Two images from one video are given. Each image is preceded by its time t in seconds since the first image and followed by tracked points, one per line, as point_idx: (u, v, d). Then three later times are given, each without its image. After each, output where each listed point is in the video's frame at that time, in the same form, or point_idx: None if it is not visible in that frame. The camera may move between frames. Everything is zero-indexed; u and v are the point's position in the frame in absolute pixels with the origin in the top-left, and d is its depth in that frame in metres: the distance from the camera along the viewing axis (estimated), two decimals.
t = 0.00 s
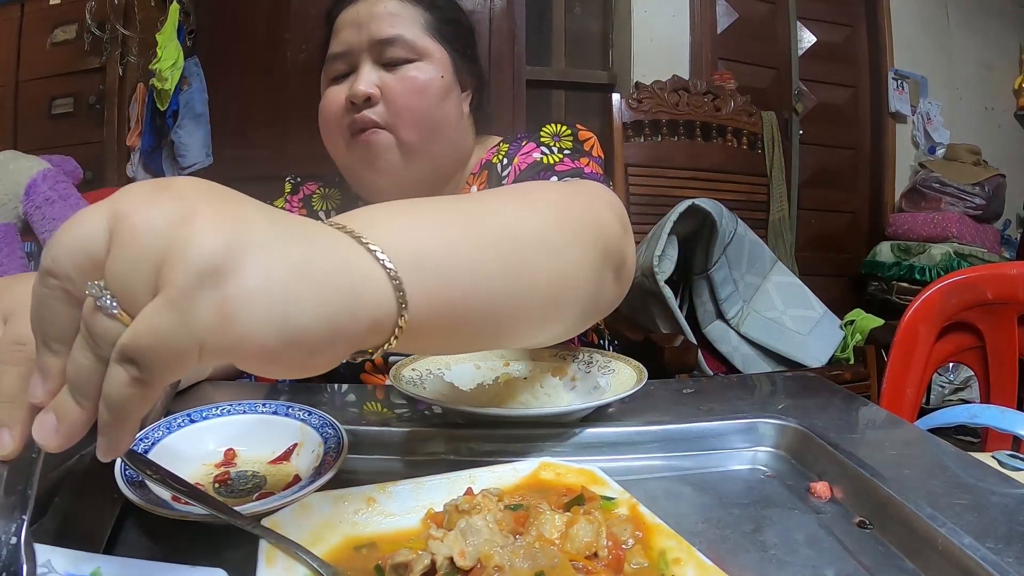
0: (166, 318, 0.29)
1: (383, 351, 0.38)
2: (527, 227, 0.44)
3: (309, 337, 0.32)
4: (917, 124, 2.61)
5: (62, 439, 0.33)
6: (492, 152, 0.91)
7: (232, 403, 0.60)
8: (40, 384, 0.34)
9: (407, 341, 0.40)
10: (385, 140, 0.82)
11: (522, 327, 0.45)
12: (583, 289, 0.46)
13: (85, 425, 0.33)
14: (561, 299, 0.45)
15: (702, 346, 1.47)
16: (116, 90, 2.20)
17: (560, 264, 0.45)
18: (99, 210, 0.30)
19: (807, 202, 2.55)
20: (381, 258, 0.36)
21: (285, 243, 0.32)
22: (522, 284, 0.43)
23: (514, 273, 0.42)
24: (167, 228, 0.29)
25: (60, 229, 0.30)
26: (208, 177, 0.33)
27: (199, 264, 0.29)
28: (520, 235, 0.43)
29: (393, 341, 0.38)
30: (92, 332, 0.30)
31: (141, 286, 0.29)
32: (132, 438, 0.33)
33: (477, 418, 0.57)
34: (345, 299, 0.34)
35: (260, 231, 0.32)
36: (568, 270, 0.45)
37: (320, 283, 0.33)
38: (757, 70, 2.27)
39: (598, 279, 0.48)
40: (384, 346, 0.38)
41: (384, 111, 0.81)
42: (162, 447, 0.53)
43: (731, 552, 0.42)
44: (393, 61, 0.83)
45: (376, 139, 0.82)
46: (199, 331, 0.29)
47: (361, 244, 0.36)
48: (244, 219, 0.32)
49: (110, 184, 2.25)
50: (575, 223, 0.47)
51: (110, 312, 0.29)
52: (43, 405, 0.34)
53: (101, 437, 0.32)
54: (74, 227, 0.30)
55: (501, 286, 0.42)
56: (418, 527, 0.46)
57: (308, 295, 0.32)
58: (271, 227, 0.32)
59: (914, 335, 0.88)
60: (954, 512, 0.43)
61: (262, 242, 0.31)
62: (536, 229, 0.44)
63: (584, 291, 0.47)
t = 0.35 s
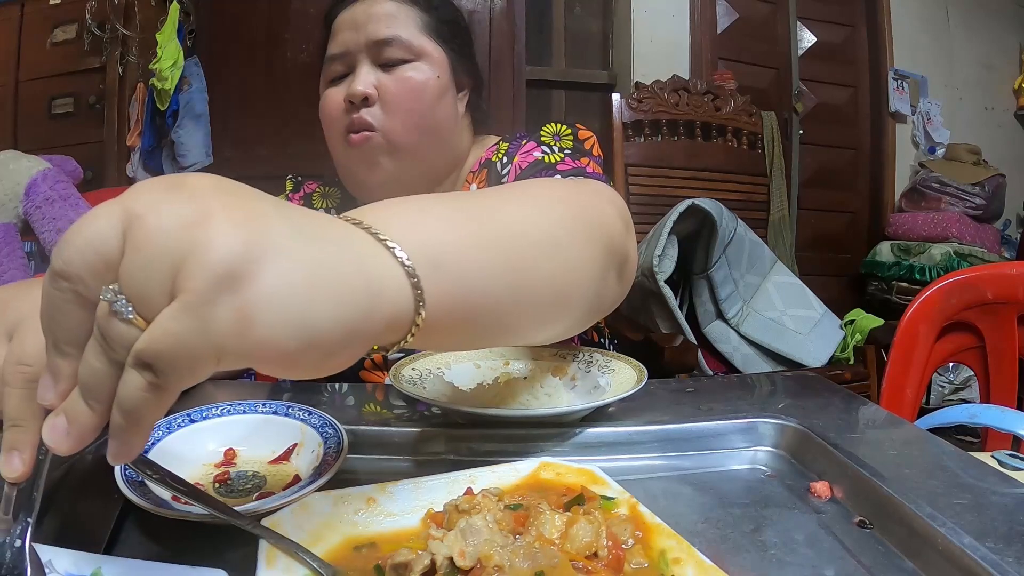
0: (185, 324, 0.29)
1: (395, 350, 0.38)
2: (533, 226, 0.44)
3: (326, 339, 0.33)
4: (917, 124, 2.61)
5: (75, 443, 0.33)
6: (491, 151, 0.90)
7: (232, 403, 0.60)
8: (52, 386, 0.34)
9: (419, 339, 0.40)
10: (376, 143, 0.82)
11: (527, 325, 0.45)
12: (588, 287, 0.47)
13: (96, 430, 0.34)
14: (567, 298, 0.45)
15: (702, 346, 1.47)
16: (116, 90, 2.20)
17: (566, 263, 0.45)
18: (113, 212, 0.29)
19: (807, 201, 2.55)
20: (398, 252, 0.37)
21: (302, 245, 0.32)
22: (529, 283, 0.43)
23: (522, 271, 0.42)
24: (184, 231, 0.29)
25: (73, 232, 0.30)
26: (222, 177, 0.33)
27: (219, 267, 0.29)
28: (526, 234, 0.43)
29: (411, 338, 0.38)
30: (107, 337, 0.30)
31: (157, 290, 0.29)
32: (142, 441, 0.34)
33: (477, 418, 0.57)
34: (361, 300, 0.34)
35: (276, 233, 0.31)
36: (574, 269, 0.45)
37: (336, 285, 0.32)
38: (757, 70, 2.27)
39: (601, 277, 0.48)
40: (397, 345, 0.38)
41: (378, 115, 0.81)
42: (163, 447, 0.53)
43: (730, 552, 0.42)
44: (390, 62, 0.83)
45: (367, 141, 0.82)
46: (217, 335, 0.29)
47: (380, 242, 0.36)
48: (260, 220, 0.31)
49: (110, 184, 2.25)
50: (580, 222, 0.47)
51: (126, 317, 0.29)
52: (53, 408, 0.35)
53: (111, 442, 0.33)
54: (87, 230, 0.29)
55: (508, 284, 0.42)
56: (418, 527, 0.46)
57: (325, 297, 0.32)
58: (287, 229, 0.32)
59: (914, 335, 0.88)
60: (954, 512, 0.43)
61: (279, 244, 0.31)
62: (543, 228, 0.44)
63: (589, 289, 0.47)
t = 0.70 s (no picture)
0: (164, 303, 0.29)
1: (381, 340, 0.38)
2: (523, 223, 0.44)
3: (308, 323, 0.32)
4: (917, 124, 2.61)
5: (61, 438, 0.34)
6: (486, 152, 0.90)
7: (232, 404, 0.60)
8: (37, 384, 0.35)
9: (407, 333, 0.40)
10: (378, 134, 0.81)
11: (517, 321, 0.45)
12: (577, 282, 0.47)
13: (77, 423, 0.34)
14: (556, 292, 0.45)
15: (702, 346, 1.47)
16: (115, 90, 2.20)
17: (554, 258, 0.45)
18: (96, 202, 0.30)
19: (807, 201, 2.55)
20: (380, 249, 0.37)
21: (282, 232, 0.33)
22: (518, 277, 0.43)
23: (511, 265, 0.42)
24: (162, 218, 0.30)
25: (57, 222, 0.31)
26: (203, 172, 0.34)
27: (195, 250, 0.29)
28: (515, 230, 0.43)
29: (390, 330, 0.38)
30: (87, 321, 0.31)
31: (136, 273, 0.29)
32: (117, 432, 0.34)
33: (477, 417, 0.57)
34: (344, 286, 0.34)
35: (257, 219, 0.32)
36: (564, 263, 0.45)
37: (318, 270, 0.33)
38: (757, 70, 2.27)
39: (590, 273, 0.48)
40: (382, 336, 0.38)
41: (382, 109, 0.81)
42: (164, 447, 0.53)
43: (731, 552, 0.42)
44: (388, 64, 0.83)
45: (369, 132, 0.81)
46: (197, 316, 0.29)
47: (360, 236, 0.36)
48: (241, 208, 0.32)
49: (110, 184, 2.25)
50: (567, 218, 0.47)
51: (104, 299, 0.30)
52: (40, 404, 0.35)
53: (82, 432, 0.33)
54: (72, 221, 0.31)
55: (498, 279, 0.42)
56: (418, 527, 0.46)
57: (306, 280, 0.32)
58: (268, 216, 0.33)
59: (914, 335, 0.88)
60: (954, 512, 0.43)
61: (259, 230, 0.32)
62: (530, 223, 0.45)
63: (578, 285, 0.47)
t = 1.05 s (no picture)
0: (180, 306, 0.28)
1: (392, 342, 0.38)
2: (529, 223, 0.44)
3: (322, 325, 0.33)
4: (917, 124, 2.61)
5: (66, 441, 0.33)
6: (488, 152, 0.90)
7: (232, 404, 0.60)
8: (44, 386, 0.34)
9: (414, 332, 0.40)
10: (381, 133, 0.82)
11: (523, 320, 0.45)
12: (581, 283, 0.47)
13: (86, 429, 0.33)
14: (561, 292, 0.46)
15: (703, 346, 1.47)
16: (115, 90, 2.20)
17: (562, 257, 0.45)
18: (102, 201, 0.29)
19: (807, 201, 2.55)
20: (398, 247, 0.37)
21: (297, 232, 0.32)
22: (524, 276, 0.43)
23: (518, 265, 0.43)
24: (174, 216, 0.29)
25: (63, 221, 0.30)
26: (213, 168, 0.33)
27: (211, 252, 0.29)
28: (523, 229, 0.44)
29: (406, 331, 0.38)
30: (96, 324, 0.30)
31: (147, 274, 0.29)
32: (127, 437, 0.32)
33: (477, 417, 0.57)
34: (359, 285, 0.34)
35: (270, 219, 0.32)
36: (569, 263, 0.45)
37: (333, 270, 0.33)
38: (757, 70, 2.27)
39: (593, 274, 0.48)
40: (393, 338, 0.38)
41: (384, 107, 0.81)
42: (164, 448, 0.53)
43: (731, 552, 0.42)
44: (389, 64, 0.83)
45: (370, 131, 0.82)
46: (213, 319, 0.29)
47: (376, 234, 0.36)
48: (253, 206, 0.31)
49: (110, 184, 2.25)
50: (572, 217, 0.47)
51: (116, 303, 0.29)
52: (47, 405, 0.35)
53: (91, 435, 0.31)
54: (78, 220, 0.29)
55: (506, 280, 0.42)
56: (418, 527, 0.46)
57: (322, 281, 0.32)
58: (281, 215, 0.32)
59: (914, 335, 0.88)
60: (954, 512, 0.43)
61: (273, 230, 0.31)
62: (536, 223, 0.45)
63: (581, 286, 0.47)
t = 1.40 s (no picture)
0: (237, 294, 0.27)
1: (423, 338, 0.38)
2: (560, 223, 0.44)
3: (371, 325, 0.32)
4: (917, 124, 2.62)
5: (36, 392, 0.32)
6: (491, 151, 0.90)
7: (233, 404, 0.60)
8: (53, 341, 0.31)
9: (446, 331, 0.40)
10: (384, 135, 0.82)
11: (545, 320, 0.44)
12: (605, 288, 0.47)
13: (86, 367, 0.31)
14: (586, 294, 0.45)
15: (703, 347, 1.47)
16: (115, 90, 2.20)
17: (589, 259, 0.45)
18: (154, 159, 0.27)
19: (807, 202, 2.55)
20: (431, 238, 0.36)
21: (353, 225, 0.31)
22: (554, 278, 0.42)
23: (548, 264, 0.42)
24: (236, 189, 0.27)
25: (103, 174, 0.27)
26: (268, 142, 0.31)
27: (274, 241, 0.27)
28: (553, 228, 0.43)
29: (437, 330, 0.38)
30: (136, 293, 0.27)
31: (201, 249, 0.26)
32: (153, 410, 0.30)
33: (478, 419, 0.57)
34: (406, 284, 0.33)
35: (328, 206, 0.30)
36: (597, 267, 0.45)
37: (384, 267, 0.31)
38: (757, 71, 2.27)
39: (616, 278, 0.48)
40: (424, 333, 0.38)
41: (386, 108, 0.81)
42: (165, 448, 0.53)
43: (731, 552, 0.42)
44: (392, 61, 0.83)
45: (374, 134, 0.82)
46: (267, 310, 0.28)
47: (417, 230, 0.35)
48: (310, 189, 0.30)
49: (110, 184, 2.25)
50: (599, 217, 0.47)
51: (163, 276, 0.26)
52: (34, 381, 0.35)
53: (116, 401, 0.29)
54: (124, 174, 0.27)
55: (534, 279, 0.42)
56: (418, 527, 0.47)
57: (374, 277, 0.31)
58: (339, 203, 0.31)
59: (913, 336, 0.88)
60: (954, 512, 0.43)
61: (334, 221, 0.30)
62: (564, 222, 0.44)
63: (605, 290, 0.47)
